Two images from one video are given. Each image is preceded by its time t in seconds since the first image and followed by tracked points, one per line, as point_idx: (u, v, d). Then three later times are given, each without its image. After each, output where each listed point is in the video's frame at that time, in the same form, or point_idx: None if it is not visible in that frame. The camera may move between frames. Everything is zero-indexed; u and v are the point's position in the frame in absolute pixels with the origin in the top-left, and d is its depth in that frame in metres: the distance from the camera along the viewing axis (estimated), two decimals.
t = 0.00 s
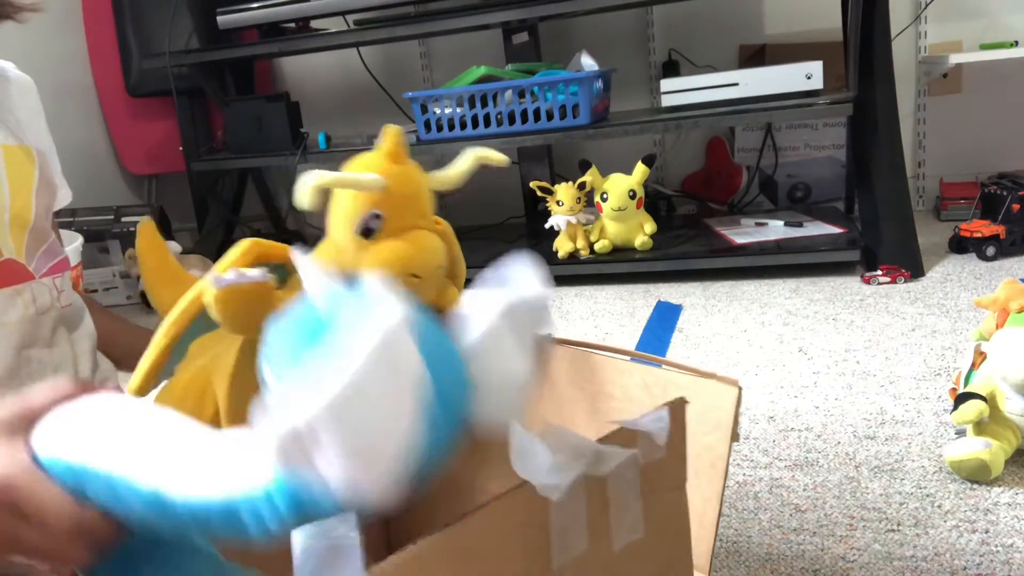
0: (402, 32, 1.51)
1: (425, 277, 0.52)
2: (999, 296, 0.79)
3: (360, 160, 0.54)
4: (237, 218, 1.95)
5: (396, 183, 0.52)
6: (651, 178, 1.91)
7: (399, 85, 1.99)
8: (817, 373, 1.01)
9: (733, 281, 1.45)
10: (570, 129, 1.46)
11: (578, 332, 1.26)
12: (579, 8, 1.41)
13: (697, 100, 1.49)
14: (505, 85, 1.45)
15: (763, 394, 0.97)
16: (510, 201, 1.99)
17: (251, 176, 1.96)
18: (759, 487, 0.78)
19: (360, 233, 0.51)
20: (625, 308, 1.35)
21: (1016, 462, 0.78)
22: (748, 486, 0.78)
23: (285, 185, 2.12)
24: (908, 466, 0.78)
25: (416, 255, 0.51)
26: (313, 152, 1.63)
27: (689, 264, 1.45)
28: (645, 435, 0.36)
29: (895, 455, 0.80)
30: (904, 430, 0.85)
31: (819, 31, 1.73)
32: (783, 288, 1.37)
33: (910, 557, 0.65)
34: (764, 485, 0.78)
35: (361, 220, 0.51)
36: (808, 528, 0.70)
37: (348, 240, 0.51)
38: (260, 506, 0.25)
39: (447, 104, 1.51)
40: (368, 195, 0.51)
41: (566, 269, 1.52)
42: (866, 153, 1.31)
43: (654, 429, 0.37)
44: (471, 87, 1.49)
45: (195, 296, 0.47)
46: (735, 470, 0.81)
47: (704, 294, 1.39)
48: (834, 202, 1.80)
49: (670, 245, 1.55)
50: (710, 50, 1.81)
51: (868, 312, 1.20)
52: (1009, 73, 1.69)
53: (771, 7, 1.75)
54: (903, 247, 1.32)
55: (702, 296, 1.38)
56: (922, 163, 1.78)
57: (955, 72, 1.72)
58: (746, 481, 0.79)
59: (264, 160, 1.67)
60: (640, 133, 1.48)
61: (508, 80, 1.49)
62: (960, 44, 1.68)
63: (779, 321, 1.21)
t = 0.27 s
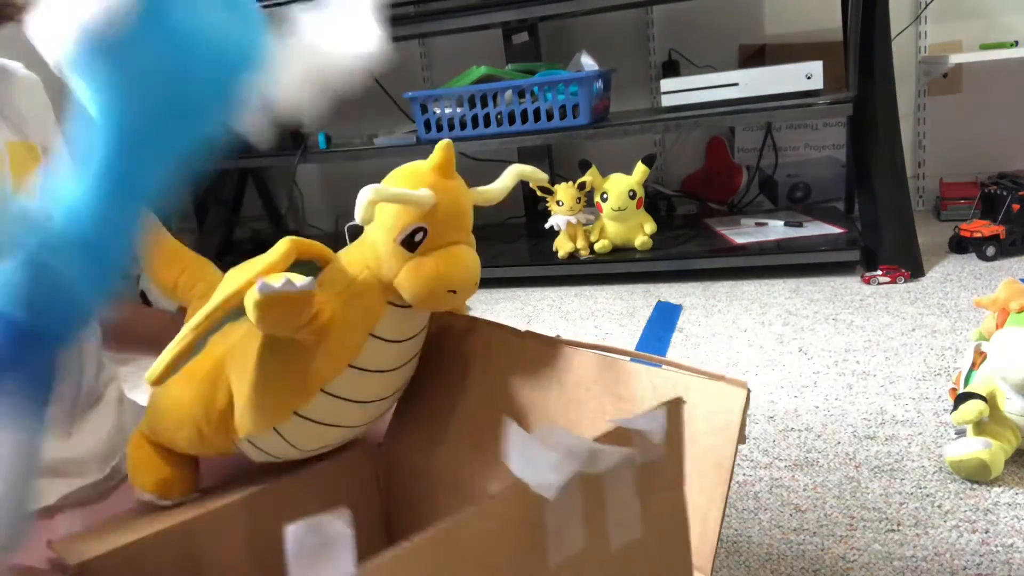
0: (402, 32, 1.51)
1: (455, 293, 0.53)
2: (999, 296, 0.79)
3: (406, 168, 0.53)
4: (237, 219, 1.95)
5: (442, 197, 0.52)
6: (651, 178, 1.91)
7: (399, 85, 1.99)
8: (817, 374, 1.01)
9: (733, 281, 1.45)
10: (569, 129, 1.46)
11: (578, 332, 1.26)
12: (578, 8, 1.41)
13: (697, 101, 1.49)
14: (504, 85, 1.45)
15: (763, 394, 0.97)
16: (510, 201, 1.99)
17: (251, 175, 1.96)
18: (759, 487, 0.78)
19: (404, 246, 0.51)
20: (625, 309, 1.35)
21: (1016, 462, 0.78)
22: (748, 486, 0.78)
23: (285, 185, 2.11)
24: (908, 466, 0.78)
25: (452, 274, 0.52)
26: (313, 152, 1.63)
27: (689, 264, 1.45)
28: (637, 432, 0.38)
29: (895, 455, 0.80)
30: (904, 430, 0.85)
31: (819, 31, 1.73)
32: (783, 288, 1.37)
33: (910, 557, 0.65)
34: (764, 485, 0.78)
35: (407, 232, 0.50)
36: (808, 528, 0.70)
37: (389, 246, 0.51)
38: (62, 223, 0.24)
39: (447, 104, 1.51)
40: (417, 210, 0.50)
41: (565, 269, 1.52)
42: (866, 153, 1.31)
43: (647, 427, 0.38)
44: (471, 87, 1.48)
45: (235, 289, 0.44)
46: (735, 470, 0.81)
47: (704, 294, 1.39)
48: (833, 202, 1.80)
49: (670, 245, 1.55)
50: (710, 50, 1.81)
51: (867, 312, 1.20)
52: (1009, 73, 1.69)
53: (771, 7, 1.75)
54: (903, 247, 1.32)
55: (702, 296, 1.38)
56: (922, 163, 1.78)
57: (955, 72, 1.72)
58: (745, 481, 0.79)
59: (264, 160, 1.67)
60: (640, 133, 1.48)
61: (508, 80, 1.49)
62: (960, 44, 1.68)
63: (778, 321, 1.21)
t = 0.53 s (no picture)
0: (402, 32, 1.51)
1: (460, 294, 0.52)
2: (999, 295, 0.79)
3: (420, 162, 0.51)
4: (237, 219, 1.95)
5: (452, 195, 0.50)
6: (651, 177, 1.91)
7: (399, 85, 1.99)
8: (817, 374, 1.01)
9: (734, 281, 1.45)
10: (569, 129, 1.46)
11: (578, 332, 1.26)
12: (578, 8, 1.41)
13: (697, 101, 1.49)
14: (504, 85, 1.45)
15: (763, 394, 0.97)
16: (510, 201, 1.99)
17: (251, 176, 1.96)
18: (759, 486, 0.78)
19: (409, 244, 0.50)
20: (625, 309, 1.35)
21: (1016, 462, 0.78)
22: (748, 485, 0.78)
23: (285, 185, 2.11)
24: (908, 466, 0.78)
25: (457, 275, 0.50)
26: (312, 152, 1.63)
27: (689, 264, 1.45)
28: (620, 434, 0.37)
29: (895, 455, 0.80)
30: (904, 430, 0.85)
31: (819, 31, 1.73)
32: (782, 288, 1.37)
33: (910, 557, 0.65)
34: (764, 485, 0.78)
35: (411, 230, 0.49)
36: (808, 528, 0.70)
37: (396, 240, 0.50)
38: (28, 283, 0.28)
39: (447, 104, 1.51)
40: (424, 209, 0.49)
41: (565, 269, 1.52)
42: (866, 153, 1.31)
43: (631, 429, 0.38)
44: (471, 87, 1.48)
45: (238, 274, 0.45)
46: (735, 470, 0.81)
47: (704, 294, 1.39)
48: (833, 202, 1.80)
49: (670, 245, 1.55)
50: (710, 50, 1.81)
51: (867, 312, 1.20)
52: (1009, 73, 1.69)
53: (771, 7, 1.75)
54: (903, 247, 1.32)
55: (702, 296, 1.38)
56: (922, 163, 1.78)
57: (955, 72, 1.72)
58: (745, 480, 0.79)
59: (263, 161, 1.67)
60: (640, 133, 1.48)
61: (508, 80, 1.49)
62: (960, 44, 1.68)
63: (778, 321, 1.21)
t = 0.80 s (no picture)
0: (402, 33, 1.51)
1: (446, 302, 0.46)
2: (1000, 296, 0.79)
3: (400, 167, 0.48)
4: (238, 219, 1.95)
5: (430, 201, 0.46)
6: (651, 178, 1.91)
7: (399, 85, 1.99)
8: (817, 374, 1.01)
9: (734, 281, 1.46)
10: (570, 129, 1.46)
11: (578, 332, 1.26)
12: (578, 8, 1.41)
13: (697, 101, 1.49)
14: (505, 85, 1.45)
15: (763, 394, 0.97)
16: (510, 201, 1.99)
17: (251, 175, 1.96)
18: (759, 487, 0.78)
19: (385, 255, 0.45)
20: (625, 309, 1.35)
21: (1016, 462, 0.78)
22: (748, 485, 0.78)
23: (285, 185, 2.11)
24: (908, 466, 0.78)
25: (437, 282, 0.45)
26: (313, 152, 1.63)
27: (689, 264, 1.46)
28: (615, 439, 0.37)
29: (895, 455, 0.81)
30: (904, 430, 0.85)
31: (819, 31, 1.73)
32: (782, 288, 1.37)
33: (910, 557, 0.65)
34: (765, 485, 0.78)
35: (385, 239, 0.44)
36: (808, 528, 0.70)
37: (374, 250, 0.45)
38: (58, 320, 0.35)
39: (447, 104, 1.51)
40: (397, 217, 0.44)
41: (565, 269, 1.52)
42: (865, 153, 1.31)
43: (626, 436, 0.37)
44: (471, 87, 1.48)
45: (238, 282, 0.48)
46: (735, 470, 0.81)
47: (704, 295, 1.39)
48: (833, 202, 1.80)
49: (670, 245, 1.55)
50: (710, 50, 1.81)
51: (867, 312, 1.20)
52: (1009, 73, 1.69)
53: (771, 7, 1.75)
54: (903, 247, 1.32)
55: (702, 296, 1.39)
56: (922, 163, 1.78)
57: (955, 72, 1.72)
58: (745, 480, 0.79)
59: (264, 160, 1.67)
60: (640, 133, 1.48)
61: (508, 80, 1.49)
62: (960, 44, 1.68)
63: (778, 321, 1.21)
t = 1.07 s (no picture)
0: (403, 33, 1.51)
1: (385, 240, 0.47)
2: (999, 295, 0.79)
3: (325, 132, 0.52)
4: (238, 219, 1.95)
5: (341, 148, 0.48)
6: (651, 177, 1.91)
7: (399, 85, 1.99)
8: (817, 374, 1.01)
9: (734, 281, 1.46)
10: (570, 129, 1.46)
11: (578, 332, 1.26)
12: (578, 8, 1.41)
13: (697, 101, 1.49)
14: (505, 85, 1.45)
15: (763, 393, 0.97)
16: (510, 201, 1.99)
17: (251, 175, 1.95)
18: (759, 486, 0.78)
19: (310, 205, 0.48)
20: (625, 309, 1.35)
21: (1016, 462, 0.78)
22: (748, 485, 0.78)
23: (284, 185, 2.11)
24: (908, 466, 0.78)
25: (352, 219, 0.46)
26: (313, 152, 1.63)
27: (689, 264, 1.46)
28: (580, 464, 0.35)
29: (895, 455, 0.81)
30: (904, 430, 0.85)
31: (819, 31, 1.73)
32: (783, 288, 1.37)
33: (910, 557, 0.65)
34: (765, 485, 0.78)
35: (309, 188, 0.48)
36: (808, 528, 0.70)
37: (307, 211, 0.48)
38: None
39: (447, 103, 1.51)
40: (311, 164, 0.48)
41: (565, 269, 1.52)
42: (865, 153, 1.31)
43: (591, 459, 0.35)
44: (471, 87, 1.48)
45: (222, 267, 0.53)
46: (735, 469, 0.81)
47: (704, 295, 1.39)
48: (833, 202, 1.80)
49: (671, 245, 1.55)
50: (710, 50, 1.81)
51: (867, 313, 1.20)
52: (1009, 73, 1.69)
53: (771, 7, 1.75)
54: (903, 247, 1.32)
55: (702, 296, 1.38)
56: (922, 163, 1.78)
57: (955, 72, 1.72)
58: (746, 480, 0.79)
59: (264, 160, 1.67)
60: (640, 133, 1.48)
61: (508, 80, 1.49)
62: (960, 44, 1.68)
63: (778, 321, 1.21)
